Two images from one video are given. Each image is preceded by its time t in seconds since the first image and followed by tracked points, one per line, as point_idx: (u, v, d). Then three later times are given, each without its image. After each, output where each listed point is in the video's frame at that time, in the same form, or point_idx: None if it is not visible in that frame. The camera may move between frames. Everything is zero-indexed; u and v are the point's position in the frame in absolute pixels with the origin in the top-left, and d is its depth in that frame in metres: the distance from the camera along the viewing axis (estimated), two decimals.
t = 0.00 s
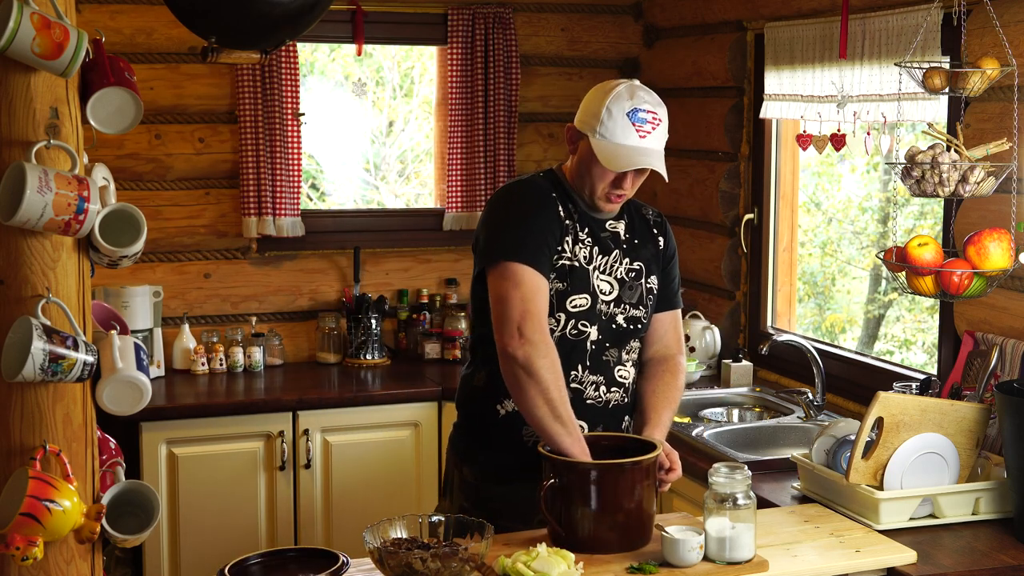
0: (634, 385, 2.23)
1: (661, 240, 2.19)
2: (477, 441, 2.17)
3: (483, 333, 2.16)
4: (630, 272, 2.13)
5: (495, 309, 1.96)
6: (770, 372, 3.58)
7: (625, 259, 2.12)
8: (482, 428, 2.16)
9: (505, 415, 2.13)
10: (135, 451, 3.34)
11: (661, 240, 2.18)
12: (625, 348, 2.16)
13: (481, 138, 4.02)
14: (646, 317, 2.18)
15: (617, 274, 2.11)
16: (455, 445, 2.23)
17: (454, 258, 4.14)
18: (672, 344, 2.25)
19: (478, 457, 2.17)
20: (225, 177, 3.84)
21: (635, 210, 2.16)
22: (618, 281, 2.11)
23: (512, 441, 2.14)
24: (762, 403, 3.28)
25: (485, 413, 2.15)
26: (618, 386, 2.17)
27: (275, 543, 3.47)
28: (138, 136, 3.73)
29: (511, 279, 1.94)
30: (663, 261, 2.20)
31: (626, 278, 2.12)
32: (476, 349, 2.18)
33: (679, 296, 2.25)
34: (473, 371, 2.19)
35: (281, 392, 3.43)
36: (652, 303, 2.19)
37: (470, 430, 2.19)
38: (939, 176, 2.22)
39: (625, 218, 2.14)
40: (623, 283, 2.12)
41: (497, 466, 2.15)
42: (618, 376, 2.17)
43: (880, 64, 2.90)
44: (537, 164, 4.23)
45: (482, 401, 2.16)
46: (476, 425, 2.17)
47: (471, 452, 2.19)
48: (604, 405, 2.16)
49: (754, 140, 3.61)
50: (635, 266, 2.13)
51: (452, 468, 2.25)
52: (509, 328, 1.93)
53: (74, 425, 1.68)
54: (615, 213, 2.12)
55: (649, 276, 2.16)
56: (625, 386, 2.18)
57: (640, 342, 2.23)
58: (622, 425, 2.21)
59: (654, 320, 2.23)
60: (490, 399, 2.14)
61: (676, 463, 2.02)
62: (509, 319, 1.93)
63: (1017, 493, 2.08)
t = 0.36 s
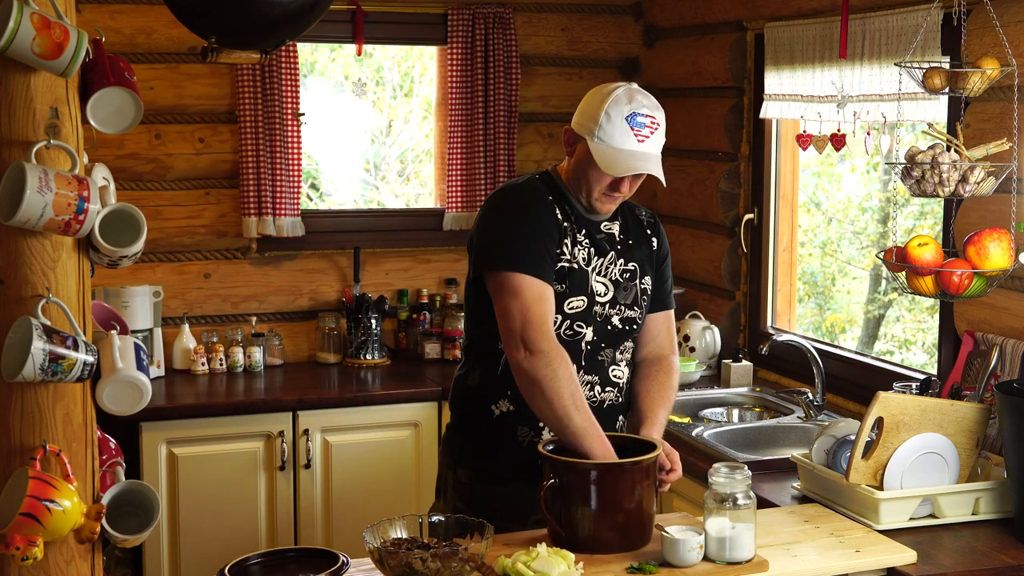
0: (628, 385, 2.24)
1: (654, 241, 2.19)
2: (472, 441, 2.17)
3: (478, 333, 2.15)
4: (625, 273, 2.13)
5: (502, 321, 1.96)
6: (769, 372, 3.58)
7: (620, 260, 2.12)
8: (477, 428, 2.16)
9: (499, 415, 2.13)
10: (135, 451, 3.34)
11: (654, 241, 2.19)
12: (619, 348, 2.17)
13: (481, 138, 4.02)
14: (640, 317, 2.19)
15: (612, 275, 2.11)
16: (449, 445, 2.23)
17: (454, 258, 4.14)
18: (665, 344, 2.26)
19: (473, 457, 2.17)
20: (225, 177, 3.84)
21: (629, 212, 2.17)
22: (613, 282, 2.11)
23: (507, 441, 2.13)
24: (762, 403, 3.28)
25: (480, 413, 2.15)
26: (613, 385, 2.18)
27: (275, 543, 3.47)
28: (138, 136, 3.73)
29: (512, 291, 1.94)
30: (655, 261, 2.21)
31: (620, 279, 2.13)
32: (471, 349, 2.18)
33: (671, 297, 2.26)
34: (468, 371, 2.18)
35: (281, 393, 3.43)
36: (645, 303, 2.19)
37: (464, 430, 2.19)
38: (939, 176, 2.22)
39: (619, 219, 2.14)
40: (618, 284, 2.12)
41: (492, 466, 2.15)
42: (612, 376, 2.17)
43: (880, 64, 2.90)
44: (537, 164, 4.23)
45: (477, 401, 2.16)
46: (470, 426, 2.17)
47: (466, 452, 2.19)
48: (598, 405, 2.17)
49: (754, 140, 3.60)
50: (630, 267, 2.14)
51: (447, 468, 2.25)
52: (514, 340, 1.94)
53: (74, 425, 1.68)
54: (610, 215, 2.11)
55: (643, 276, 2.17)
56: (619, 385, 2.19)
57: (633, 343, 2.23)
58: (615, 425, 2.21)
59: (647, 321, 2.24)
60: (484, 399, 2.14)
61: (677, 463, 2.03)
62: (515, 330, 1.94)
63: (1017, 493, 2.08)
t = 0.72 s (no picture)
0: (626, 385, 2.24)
1: (650, 241, 2.19)
2: (472, 443, 2.17)
3: (476, 334, 2.15)
4: (622, 272, 2.13)
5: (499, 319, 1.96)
6: (769, 372, 3.58)
7: (617, 260, 2.12)
8: (476, 430, 2.16)
9: (499, 416, 2.13)
10: (135, 451, 3.34)
11: (650, 240, 2.19)
12: (618, 347, 2.17)
13: (481, 138, 4.02)
14: (638, 316, 2.18)
15: (610, 274, 2.11)
16: (448, 447, 2.23)
17: (454, 258, 4.14)
18: (662, 344, 2.26)
19: (472, 458, 2.17)
20: (225, 177, 3.84)
21: (624, 211, 2.17)
22: (610, 281, 2.11)
23: (507, 442, 2.14)
24: (762, 403, 3.28)
25: (480, 414, 2.15)
26: (612, 385, 2.18)
27: (275, 543, 3.47)
28: (138, 136, 3.73)
29: (511, 289, 1.94)
30: (652, 260, 2.21)
31: (618, 278, 2.12)
32: (469, 350, 2.18)
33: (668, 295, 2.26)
34: (466, 372, 2.19)
35: (281, 392, 3.43)
36: (643, 302, 2.19)
37: (464, 432, 2.19)
38: (939, 176, 2.22)
39: (615, 219, 2.14)
40: (616, 283, 2.12)
41: (492, 467, 2.15)
42: (612, 376, 2.18)
43: (880, 64, 2.90)
44: (537, 164, 4.23)
45: (476, 402, 2.16)
46: (469, 427, 2.17)
47: (466, 453, 2.18)
48: (598, 404, 2.17)
49: (754, 140, 3.60)
50: (627, 266, 2.13)
51: (447, 469, 2.25)
52: (512, 338, 1.93)
53: (74, 425, 1.68)
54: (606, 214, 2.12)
55: (640, 275, 2.16)
56: (618, 385, 2.19)
57: (630, 342, 2.23)
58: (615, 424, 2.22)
59: (644, 321, 2.24)
60: (484, 400, 2.14)
61: (677, 463, 2.03)
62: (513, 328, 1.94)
63: (1017, 493, 2.08)
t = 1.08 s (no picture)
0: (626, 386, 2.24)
1: (652, 244, 2.20)
2: (474, 443, 2.17)
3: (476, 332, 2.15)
4: (623, 273, 2.13)
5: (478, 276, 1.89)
6: (769, 372, 3.58)
7: (618, 261, 2.12)
8: (478, 429, 2.16)
9: (501, 415, 2.12)
10: (135, 451, 3.34)
11: (652, 244, 2.20)
12: (619, 348, 2.17)
13: (481, 138, 4.02)
14: (638, 318, 2.18)
15: (611, 274, 2.11)
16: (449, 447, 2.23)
17: (454, 258, 4.14)
18: (661, 346, 2.26)
19: (473, 458, 2.17)
20: (225, 177, 3.84)
21: (627, 215, 2.18)
22: (611, 282, 2.11)
23: (508, 441, 2.13)
24: (762, 403, 3.28)
25: (481, 413, 2.14)
26: (613, 385, 2.18)
27: (275, 543, 3.47)
28: (138, 136, 3.73)
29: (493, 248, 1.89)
30: (653, 264, 2.22)
31: (619, 279, 2.12)
32: (470, 349, 2.17)
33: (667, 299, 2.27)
34: (467, 371, 2.18)
35: (281, 393, 3.43)
36: (644, 304, 2.19)
37: (466, 431, 2.19)
38: (939, 176, 2.22)
39: (618, 221, 2.14)
40: (617, 284, 2.12)
41: (494, 467, 2.15)
42: (613, 376, 2.18)
43: (880, 64, 2.90)
44: (537, 163, 4.23)
45: (477, 401, 2.15)
46: (471, 427, 2.17)
47: (467, 453, 2.18)
48: (599, 404, 2.16)
49: (754, 140, 3.60)
50: (628, 267, 2.14)
51: (447, 469, 2.24)
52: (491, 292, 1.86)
53: (74, 425, 1.68)
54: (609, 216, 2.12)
55: (642, 278, 2.17)
56: (619, 385, 2.19)
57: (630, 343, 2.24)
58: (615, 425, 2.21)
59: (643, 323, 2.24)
60: (485, 398, 2.14)
61: (677, 463, 2.03)
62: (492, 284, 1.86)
63: (1017, 493, 2.08)
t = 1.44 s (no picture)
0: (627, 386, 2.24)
1: (654, 243, 2.20)
2: (474, 442, 2.17)
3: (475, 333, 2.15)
4: (624, 272, 2.13)
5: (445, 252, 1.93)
6: (769, 372, 3.58)
7: (619, 260, 2.12)
8: (478, 428, 2.16)
9: (501, 414, 2.12)
10: (135, 451, 3.34)
11: (654, 242, 2.20)
12: (620, 348, 2.17)
13: (481, 137, 4.02)
14: (639, 316, 2.18)
15: (611, 273, 2.11)
16: (450, 447, 2.23)
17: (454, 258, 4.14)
18: (661, 345, 2.27)
19: (473, 458, 2.17)
20: (226, 177, 3.84)
21: (629, 215, 2.18)
22: (612, 280, 2.11)
23: (508, 440, 2.13)
24: (762, 403, 3.28)
25: (481, 412, 2.15)
26: (613, 385, 2.17)
27: (275, 543, 3.47)
28: (138, 137, 3.73)
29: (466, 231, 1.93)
30: (655, 263, 2.22)
31: (620, 277, 2.12)
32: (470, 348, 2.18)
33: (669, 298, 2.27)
34: (467, 371, 2.18)
35: (281, 393, 3.43)
36: (646, 303, 2.19)
37: (467, 430, 2.18)
38: (939, 176, 2.22)
39: (619, 221, 2.14)
40: (617, 283, 2.12)
41: (494, 467, 2.15)
42: (613, 376, 2.17)
43: (880, 64, 2.90)
44: (537, 163, 4.23)
45: (477, 401, 2.15)
46: (472, 426, 2.17)
47: (468, 452, 2.18)
48: (600, 405, 2.15)
49: (754, 140, 3.60)
50: (629, 266, 2.14)
51: (447, 469, 2.24)
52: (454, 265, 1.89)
53: (74, 425, 1.68)
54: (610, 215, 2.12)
55: (643, 276, 2.17)
56: (619, 385, 2.19)
57: (631, 343, 2.23)
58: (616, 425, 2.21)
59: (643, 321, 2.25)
60: (485, 398, 2.14)
61: (677, 463, 2.03)
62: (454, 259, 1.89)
63: (1017, 493, 2.08)
